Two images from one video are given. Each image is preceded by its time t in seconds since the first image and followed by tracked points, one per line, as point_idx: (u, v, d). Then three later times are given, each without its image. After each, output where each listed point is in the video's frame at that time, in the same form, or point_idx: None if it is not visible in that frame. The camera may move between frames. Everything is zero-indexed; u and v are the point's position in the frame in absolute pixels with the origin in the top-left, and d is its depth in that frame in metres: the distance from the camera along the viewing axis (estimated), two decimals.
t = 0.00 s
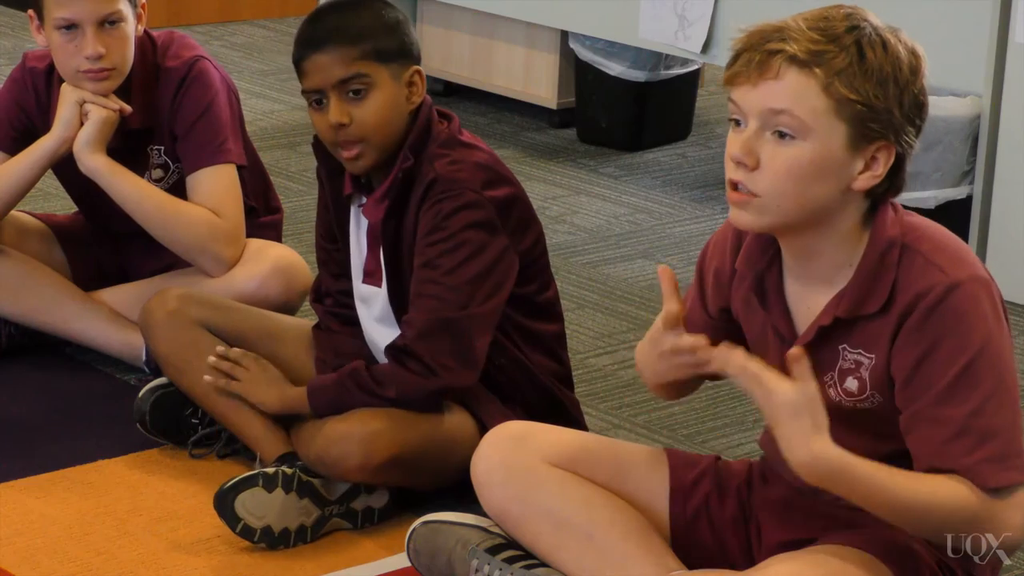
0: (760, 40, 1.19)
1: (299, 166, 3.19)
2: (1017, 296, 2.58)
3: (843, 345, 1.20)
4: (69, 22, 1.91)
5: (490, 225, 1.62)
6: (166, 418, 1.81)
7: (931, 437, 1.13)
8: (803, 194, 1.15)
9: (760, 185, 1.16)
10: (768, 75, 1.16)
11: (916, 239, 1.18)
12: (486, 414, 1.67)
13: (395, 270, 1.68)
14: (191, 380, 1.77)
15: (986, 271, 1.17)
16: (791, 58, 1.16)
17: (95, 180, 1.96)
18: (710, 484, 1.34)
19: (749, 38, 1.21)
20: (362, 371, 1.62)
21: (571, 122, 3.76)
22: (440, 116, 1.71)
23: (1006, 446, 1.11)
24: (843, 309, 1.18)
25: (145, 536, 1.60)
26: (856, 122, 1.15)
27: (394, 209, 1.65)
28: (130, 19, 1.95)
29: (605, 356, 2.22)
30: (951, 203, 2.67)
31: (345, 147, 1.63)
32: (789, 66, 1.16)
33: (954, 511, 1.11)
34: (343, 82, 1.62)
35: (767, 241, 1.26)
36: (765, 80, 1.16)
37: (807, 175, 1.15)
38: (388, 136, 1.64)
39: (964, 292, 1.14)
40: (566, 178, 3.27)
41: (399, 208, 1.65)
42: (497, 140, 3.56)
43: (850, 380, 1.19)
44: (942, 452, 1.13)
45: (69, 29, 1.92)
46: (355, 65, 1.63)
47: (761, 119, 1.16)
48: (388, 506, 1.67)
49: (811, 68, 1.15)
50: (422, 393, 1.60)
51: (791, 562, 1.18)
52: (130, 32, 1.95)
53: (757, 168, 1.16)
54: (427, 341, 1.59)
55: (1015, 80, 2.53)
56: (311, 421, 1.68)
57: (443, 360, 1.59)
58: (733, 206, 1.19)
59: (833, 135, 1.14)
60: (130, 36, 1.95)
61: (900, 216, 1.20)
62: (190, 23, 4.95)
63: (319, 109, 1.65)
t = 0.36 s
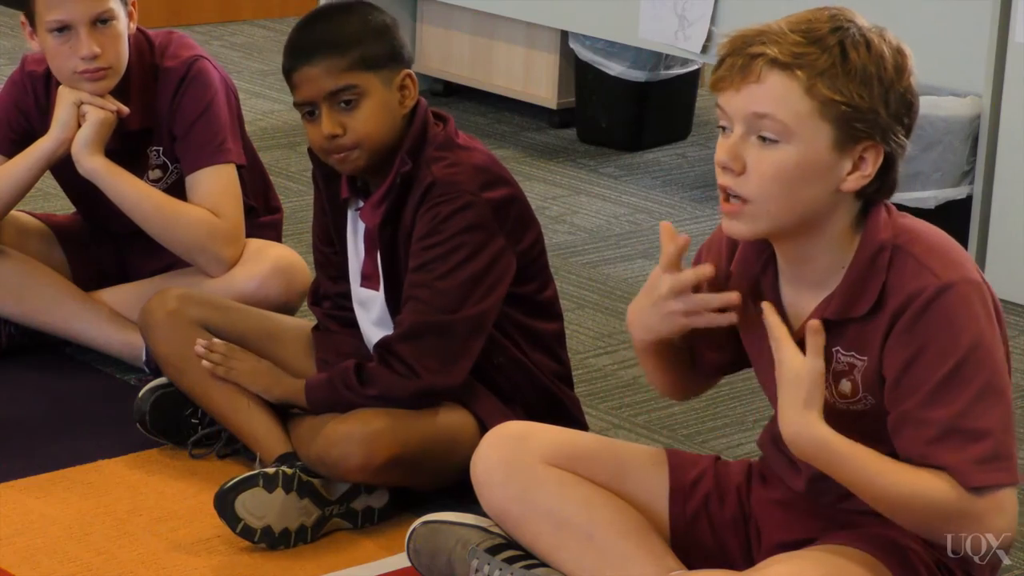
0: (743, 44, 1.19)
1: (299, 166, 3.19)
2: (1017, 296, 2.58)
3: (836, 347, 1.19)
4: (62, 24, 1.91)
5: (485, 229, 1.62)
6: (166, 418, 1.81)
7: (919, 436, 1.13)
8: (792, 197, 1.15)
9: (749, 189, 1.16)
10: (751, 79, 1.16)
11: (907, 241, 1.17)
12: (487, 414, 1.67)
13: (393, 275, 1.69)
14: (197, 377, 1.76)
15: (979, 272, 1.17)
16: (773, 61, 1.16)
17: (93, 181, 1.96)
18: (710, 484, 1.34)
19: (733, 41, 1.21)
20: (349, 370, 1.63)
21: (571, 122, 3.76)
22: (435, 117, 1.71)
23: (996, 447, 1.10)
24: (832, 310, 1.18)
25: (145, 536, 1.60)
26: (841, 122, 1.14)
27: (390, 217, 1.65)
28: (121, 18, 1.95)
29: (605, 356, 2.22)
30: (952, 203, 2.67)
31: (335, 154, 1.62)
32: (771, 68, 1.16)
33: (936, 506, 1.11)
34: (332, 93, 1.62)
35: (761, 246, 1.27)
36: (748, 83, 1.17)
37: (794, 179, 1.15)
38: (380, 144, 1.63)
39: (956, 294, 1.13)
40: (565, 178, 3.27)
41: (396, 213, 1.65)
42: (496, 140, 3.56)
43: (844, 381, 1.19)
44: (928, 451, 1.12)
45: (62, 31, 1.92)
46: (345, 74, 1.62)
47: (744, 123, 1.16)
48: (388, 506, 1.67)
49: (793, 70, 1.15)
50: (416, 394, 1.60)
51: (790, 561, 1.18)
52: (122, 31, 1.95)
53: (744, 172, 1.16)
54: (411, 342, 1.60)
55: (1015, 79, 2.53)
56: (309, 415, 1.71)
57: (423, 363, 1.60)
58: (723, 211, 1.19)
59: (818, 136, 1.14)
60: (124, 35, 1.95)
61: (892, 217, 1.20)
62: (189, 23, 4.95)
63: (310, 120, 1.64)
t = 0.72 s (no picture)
0: (734, 47, 1.19)
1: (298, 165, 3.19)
2: (1017, 296, 2.58)
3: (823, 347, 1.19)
4: (47, 52, 1.88)
5: (480, 233, 1.63)
6: (166, 418, 1.81)
7: (902, 438, 1.13)
8: (782, 200, 1.15)
9: (739, 192, 1.16)
10: (742, 82, 1.16)
11: (893, 246, 1.16)
12: (486, 414, 1.67)
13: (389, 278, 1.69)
14: (190, 379, 1.77)
15: (968, 275, 1.15)
16: (764, 64, 1.16)
17: (88, 180, 1.97)
18: (709, 483, 1.34)
19: (724, 44, 1.21)
20: (345, 372, 1.64)
21: (571, 122, 3.76)
22: (430, 117, 1.72)
23: (977, 452, 1.09)
24: (817, 315, 1.18)
25: (145, 536, 1.60)
26: (832, 125, 1.14)
27: (385, 218, 1.65)
28: (97, 17, 1.92)
29: (605, 356, 2.22)
30: (953, 203, 2.68)
31: (326, 174, 1.62)
32: (761, 71, 1.16)
33: (912, 510, 1.11)
34: (313, 120, 1.59)
35: (748, 247, 1.27)
36: (739, 86, 1.16)
37: (785, 182, 1.14)
38: (370, 157, 1.63)
39: (941, 299, 1.12)
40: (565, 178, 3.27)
41: (391, 215, 1.65)
42: (496, 141, 3.56)
43: (832, 385, 1.19)
44: (908, 454, 1.12)
45: (48, 56, 1.89)
46: (325, 99, 1.59)
47: (735, 126, 1.16)
48: (388, 506, 1.67)
49: (784, 73, 1.15)
50: (409, 398, 1.61)
51: (789, 561, 1.18)
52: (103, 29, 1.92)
53: (735, 175, 1.15)
54: (404, 346, 1.60)
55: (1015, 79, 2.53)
56: (307, 417, 1.71)
57: (421, 368, 1.60)
58: (713, 213, 1.19)
59: (809, 139, 1.14)
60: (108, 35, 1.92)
61: (880, 220, 1.19)
62: (190, 22, 4.95)
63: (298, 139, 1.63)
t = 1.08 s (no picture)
0: (703, 49, 1.19)
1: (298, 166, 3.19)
2: (1016, 297, 2.58)
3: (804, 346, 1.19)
4: (41, 86, 1.87)
5: (480, 233, 1.63)
6: (165, 419, 1.81)
7: (878, 436, 1.12)
8: (754, 201, 1.14)
9: (709, 194, 1.15)
10: (710, 83, 1.16)
11: (868, 245, 1.15)
12: (486, 415, 1.67)
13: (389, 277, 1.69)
14: (190, 379, 1.77)
15: (945, 271, 1.14)
16: (731, 65, 1.15)
17: (86, 192, 1.97)
18: (709, 482, 1.34)
19: (694, 46, 1.21)
20: (345, 372, 1.64)
21: (570, 122, 3.76)
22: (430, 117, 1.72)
23: (953, 451, 1.09)
24: (794, 316, 1.18)
25: (145, 536, 1.60)
26: (801, 126, 1.13)
27: (386, 217, 1.65)
28: (83, 35, 1.89)
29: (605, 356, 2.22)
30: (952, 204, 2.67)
31: (326, 178, 1.63)
32: (729, 72, 1.15)
33: (888, 510, 1.11)
34: (308, 125, 1.60)
35: (728, 252, 1.25)
36: (708, 88, 1.16)
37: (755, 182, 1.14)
38: (365, 159, 1.63)
39: (915, 297, 1.11)
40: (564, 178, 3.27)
41: (391, 215, 1.65)
42: (496, 141, 3.56)
43: (813, 386, 1.19)
44: (884, 452, 1.12)
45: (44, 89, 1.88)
46: (322, 104, 1.59)
47: (705, 129, 1.16)
48: (388, 506, 1.68)
49: (751, 74, 1.14)
50: (409, 397, 1.61)
51: (788, 559, 1.18)
52: (89, 45, 1.90)
53: (705, 177, 1.15)
54: (404, 347, 1.60)
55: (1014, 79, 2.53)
56: (307, 417, 1.71)
57: (421, 368, 1.61)
58: (686, 218, 1.18)
59: (777, 140, 1.13)
60: (89, 47, 1.89)
61: (858, 219, 1.18)
62: (189, 22, 4.94)
63: (296, 144, 1.63)
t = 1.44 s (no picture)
0: (632, 79, 1.21)
1: (299, 165, 3.20)
2: (1016, 296, 2.58)
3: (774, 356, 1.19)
4: (35, 96, 1.88)
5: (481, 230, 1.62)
6: (165, 419, 1.81)
7: (846, 442, 1.12)
8: (696, 225, 1.17)
9: (652, 222, 1.18)
10: (638, 116, 1.18)
11: (830, 252, 1.14)
12: (487, 414, 1.67)
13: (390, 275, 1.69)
14: (190, 379, 1.77)
15: (910, 272, 1.12)
16: (654, 97, 1.17)
17: (85, 199, 1.97)
18: (709, 482, 1.34)
19: (626, 75, 1.23)
20: (347, 371, 1.64)
21: (570, 122, 3.76)
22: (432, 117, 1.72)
23: (918, 456, 1.08)
24: (760, 326, 1.18)
25: (145, 536, 1.60)
26: (729, 150, 1.15)
27: (387, 216, 1.65)
28: (77, 45, 1.89)
29: (605, 356, 2.22)
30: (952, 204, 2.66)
31: (329, 178, 1.63)
32: (654, 104, 1.17)
33: (859, 516, 1.11)
34: (311, 124, 1.60)
35: (700, 271, 1.27)
36: (636, 121, 1.19)
37: (691, 209, 1.16)
38: (368, 158, 1.63)
39: (873, 303, 1.10)
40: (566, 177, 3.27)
41: (392, 215, 1.65)
42: (496, 141, 3.56)
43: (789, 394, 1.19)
44: (852, 457, 1.11)
45: (39, 98, 1.89)
46: (323, 103, 1.59)
47: (640, 160, 1.18)
48: (388, 506, 1.68)
49: (674, 105, 1.16)
50: (412, 395, 1.61)
51: (787, 559, 1.18)
52: (85, 55, 1.89)
53: (644, 206, 1.18)
54: (405, 345, 1.61)
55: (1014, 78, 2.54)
56: (308, 416, 1.71)
57: (421, 367, 1.61)
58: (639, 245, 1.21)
59: (707, 167, 1.15)
60: (83, 54, 1.89)
61: (822, 224, 1.17)
62: (190, 23, 4.94)
63: (298, 143, 1.63)
